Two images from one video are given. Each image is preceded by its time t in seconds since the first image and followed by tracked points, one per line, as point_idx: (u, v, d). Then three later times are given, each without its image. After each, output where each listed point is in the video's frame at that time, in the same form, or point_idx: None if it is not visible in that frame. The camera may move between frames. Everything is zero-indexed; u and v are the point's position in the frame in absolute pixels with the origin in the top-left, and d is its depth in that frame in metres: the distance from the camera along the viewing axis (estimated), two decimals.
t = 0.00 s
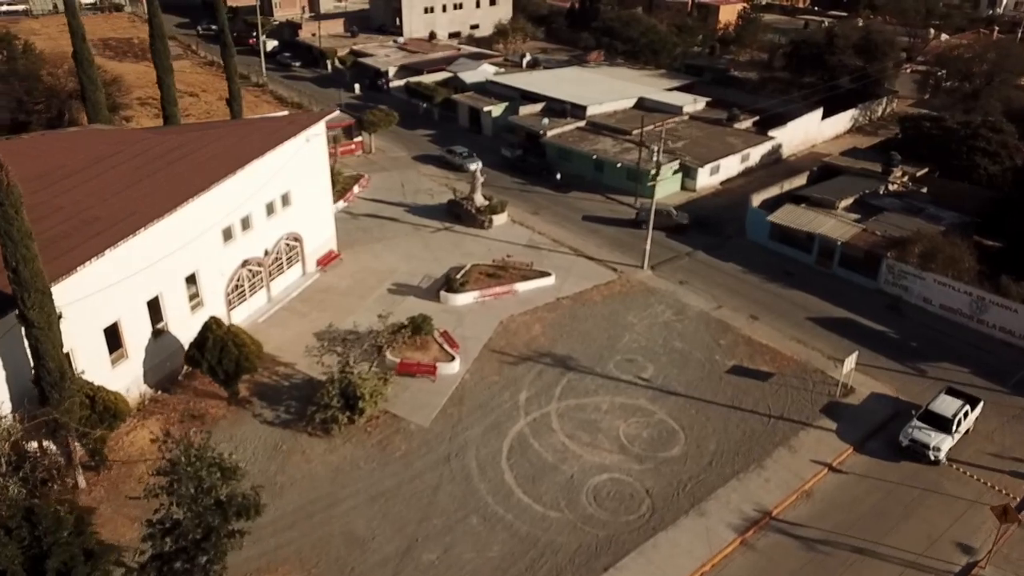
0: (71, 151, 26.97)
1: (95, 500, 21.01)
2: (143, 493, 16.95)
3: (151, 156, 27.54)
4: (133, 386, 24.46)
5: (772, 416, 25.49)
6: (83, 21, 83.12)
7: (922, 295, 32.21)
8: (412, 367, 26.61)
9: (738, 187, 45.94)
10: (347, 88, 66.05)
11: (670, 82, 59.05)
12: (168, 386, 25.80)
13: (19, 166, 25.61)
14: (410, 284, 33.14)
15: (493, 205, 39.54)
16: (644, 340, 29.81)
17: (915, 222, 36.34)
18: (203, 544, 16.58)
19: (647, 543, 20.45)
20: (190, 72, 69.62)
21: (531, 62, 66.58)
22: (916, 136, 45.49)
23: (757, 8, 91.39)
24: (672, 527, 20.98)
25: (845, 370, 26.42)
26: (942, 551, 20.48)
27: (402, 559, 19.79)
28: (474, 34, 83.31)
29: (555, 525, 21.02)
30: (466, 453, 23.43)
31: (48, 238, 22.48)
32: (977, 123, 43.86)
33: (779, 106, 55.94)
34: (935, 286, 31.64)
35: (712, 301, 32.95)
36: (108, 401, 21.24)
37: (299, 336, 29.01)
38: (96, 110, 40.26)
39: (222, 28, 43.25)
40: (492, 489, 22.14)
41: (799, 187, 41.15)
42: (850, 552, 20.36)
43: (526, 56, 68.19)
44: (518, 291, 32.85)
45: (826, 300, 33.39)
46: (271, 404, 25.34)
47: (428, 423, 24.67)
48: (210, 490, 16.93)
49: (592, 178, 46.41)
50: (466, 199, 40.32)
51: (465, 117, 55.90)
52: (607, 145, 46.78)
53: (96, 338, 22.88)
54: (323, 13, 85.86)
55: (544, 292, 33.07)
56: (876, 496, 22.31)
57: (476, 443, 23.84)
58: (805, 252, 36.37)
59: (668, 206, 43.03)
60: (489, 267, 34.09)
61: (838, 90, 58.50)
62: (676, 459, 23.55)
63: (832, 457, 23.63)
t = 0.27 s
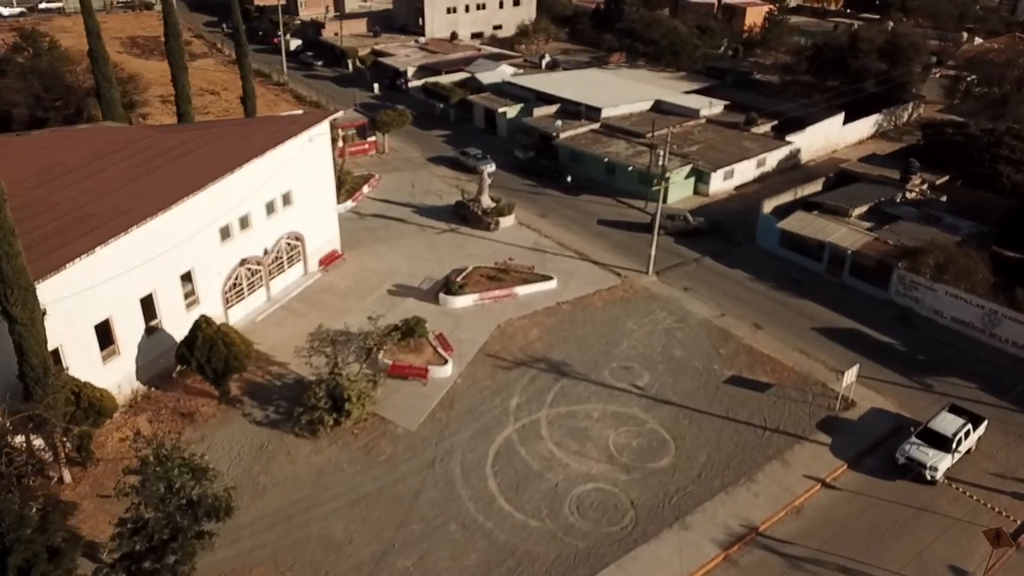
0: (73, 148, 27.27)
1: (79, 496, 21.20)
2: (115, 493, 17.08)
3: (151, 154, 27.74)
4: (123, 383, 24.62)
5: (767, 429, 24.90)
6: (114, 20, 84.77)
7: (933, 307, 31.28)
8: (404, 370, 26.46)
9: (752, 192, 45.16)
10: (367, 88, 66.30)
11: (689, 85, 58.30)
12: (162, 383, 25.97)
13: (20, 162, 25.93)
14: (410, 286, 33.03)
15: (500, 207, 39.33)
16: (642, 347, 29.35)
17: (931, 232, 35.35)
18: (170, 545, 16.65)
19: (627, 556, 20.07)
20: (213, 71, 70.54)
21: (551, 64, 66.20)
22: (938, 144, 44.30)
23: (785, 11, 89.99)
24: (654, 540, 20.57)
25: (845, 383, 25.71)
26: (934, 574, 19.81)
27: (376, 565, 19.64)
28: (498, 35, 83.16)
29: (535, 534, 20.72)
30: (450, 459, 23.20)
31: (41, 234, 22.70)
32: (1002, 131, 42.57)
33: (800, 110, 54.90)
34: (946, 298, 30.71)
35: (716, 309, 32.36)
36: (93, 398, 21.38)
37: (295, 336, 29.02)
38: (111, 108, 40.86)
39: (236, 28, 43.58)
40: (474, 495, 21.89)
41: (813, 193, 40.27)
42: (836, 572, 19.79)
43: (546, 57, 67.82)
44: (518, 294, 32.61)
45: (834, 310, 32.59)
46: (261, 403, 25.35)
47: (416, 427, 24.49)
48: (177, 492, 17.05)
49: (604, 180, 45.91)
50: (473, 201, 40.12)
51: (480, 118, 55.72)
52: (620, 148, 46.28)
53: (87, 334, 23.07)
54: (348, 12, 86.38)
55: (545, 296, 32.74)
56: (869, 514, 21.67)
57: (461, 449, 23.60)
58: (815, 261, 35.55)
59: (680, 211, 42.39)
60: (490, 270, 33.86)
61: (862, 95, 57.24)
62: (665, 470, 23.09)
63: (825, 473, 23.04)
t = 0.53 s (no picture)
0: (75, 145, 27.58)
1: (64, 491, 21.40)
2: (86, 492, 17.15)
3: (151, 152, 27.95)
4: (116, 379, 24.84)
5: (761, 442, 24.31)
6: (144, 18, 86.16)
7: (944, 320, 30.36)
8: (395, 373, 26.34)
9: (766, 198, 44.37)
10: (386, 87, 66.46)
11: (709, 88, 57.46)
12: (155, 380, 26.13)
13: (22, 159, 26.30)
14: (410, 287, 32.94)
15: (507, 209, 39.08)
16: (639, 354, 28.89)
17: (946, 242, 34.35)
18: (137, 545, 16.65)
19: (605, 569, 19.71)
20: (236, 69, 71.30)
21: (570, 65, 65.78)
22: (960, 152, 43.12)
23: (814, 13, 88.37)
24: (634, 553, 20.19)
25: (844, 396, 25.02)
26: None
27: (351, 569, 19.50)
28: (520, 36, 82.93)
29: (514, 543, 20.44)
30: (435, 463, 23.00)
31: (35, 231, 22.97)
32: None
33: (821, 115, 53.85)
34: (957, 310, 29.78)
35: (719, 317, 31.77)
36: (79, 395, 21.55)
37: (290, 336, 29.02)
38: (126, 105, 41.42)
39: (250, 27, 43.88)
40: (456, 501, 21.67)
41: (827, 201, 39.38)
42: None
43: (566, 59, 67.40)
44: (518, 298, 32.32)
45: (841, 321, 31.79)
46: (251, 403, 25.37)
47: (403, 431, 24.32)
48: (147, 492, 17.10)
49: (616, 184, 45.39)
50: (480, 203, 39.89)
51: (496, 119, 55.48)
52: (633, 151, 45.74)
53: (78, 330, 23.28)
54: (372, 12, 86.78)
55: (545, 301, 32.40)
56: (860, 532, 21.03)
57: (447, 454, 23.38)
58: (825, 269, 34.73)
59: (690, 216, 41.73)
60: (491, 273, 33.64)
61: (886, 100, 56.02)
62: (651, 482, 22.65)
63: (818, 488, 22.43)
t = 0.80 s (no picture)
0: (78, 142, 27.89)
1: (50, 486, 21.64)
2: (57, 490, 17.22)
3: (152, 150, 28.16)
4: (108, 374, 25.06)
5: (753, 455, 23.75)
6: (173, 17, 87.49)
7: (953, 334, 29.47)
8: (385, 375, 26.25)
9: (780, 204, 43.54)
10: (405, 87, 66.59)
11: (728, 92, 56.58)
12: (149, 376, 26.27)
13: (23, 154, 26.64)
14: (410, 288, 32.86)
15: (513, 212, 38.80)
16: (636, 361, 28.46)
17: (960, 253, 33.35)
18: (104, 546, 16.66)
19: None
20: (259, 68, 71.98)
21: (589, 67, 65.31)
22: (983, 161, 41.92)
23: (843, 16, 86.64)
24: (612, 566, 19.81)
25: (841, 410, 24.35)
26: None
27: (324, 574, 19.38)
28: (543, 37, 82.61)
29: (491, 552, 20.18)
30: (418, 468, 22.82)
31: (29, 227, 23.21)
32: None
33: (842, 120, 52.78)
34: (967, 324, 28.88)
35: (721, 325, 31.19)
36: (67, 390, 21.70)
37: (286, 335, 29.08)
38: (141, 103, 41.96)
39: (265, 26, 44.18)
40: (436, 507, 21.47)
41: (841, 208, 38.49)
42: None
43: (586, 60, 66.93)
44: (518, 302, 32.03)
45: (847, 332, 31.01)
46: (242, 401, 25.43)
47: (388, 434, 24.20)
48: (117, 491, 17.15)
49: (627, 187, 44.87)
50: (487, 205, 39.66)
51: (511, 120, 55.21)
52: (645, 155, 45.17)
53: (70, 327, 23.49)
54: (396, 12, 87.10)
55: (545, 305, 32.08)
56: (848, 551, 20.44)
57: (431, 458, 23.20)
58: (833, 278, 33.92)
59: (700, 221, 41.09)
60: (492, 276, 33.39)
61: (910, 106, 54.78)
62: (637, 493, 22.23)
63: (808, 505, 21.85)
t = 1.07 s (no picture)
0: (81, 140, 28.20)
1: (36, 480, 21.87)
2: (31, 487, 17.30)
3: (152, 148, 28.35)
4: (103, 370, 25.33)
5: (744, 468, 23.21)
6: (200, 16, 88.66)
7: (962, 348, 28.58)
8: (376, 377, 26.15)
9: (794, 211, 42.72)
10: (424, 88, 66.66)
11: (747, 95, 55.71)
12: (143, 373, 26.47)
13: (25, 151, 26.98)
14: (409, 290, 32.78)
15: (519, 215, 38.56)
16: (632, 368, 28.02)
17: (974, 264, 32.37)
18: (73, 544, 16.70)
19: None
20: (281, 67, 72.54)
21: (609, 69, 64.82)
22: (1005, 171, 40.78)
23: (873, 19, 85.02)
24: None
25: (837, 425, 23.71)
26: None
27: None
28: (566, 38, 82.22)
29: (467, 560, 19.93)
30: (401, 473, 22.65)
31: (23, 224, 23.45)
32: None
33: (863, 125, 51.70)
34: (976, 338, 27.98)
35: (722, 333, 30.61)
36: (54, 386, 21.88)
37: (282, 334, 29.14)
38: (155, 101, 42.40)
39: (279, 26, 44.43)
40: (415, 512, 21.27)
41: (853, 216, 37.62)
42: None
43: (606, 62, 66.43)
44: (517, 306, 31.72)
45: (852, 343, 30.24)
46: (232, 400, 25.48)
47: (374, 437, 24.07)
48: (88, 488, 17.18)
49: (638, 191, 44.20)
50: (493, 207, 39.42)
51: (526, 122, 54.89)
52: (657, 158, 44.58)
53: (62, 323, 23.74)
54: (420, 12, 87.29)
55: (544, 309, 31.76)
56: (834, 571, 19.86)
57: (415, 463, 23.03)
58: (841, 288, 33.11)
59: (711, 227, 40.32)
60: (492, 279, 33.13)
61: (935, 113, 53.65)
62: (621, 504, 21.84)
63: (796, 521, 21.30)
